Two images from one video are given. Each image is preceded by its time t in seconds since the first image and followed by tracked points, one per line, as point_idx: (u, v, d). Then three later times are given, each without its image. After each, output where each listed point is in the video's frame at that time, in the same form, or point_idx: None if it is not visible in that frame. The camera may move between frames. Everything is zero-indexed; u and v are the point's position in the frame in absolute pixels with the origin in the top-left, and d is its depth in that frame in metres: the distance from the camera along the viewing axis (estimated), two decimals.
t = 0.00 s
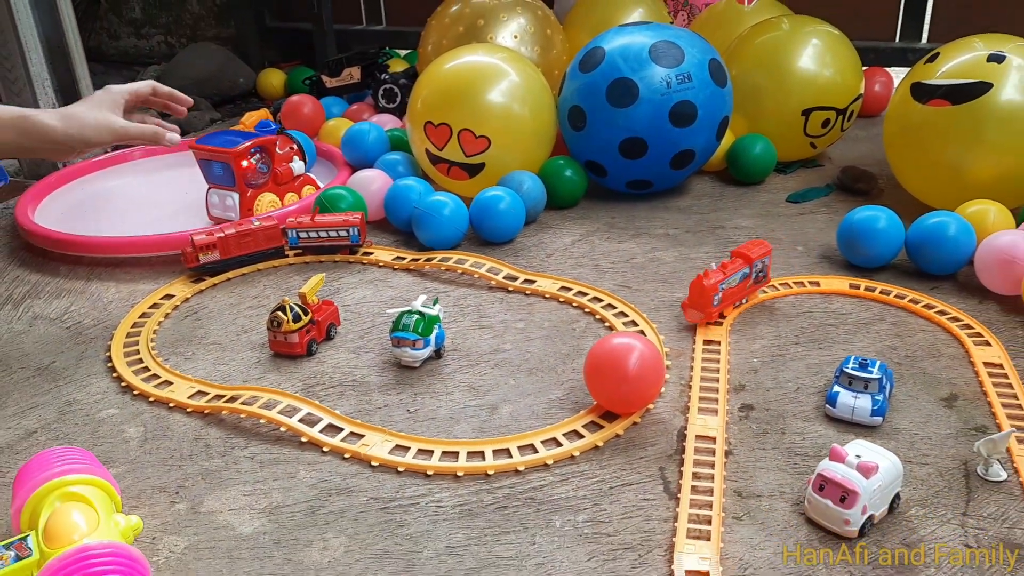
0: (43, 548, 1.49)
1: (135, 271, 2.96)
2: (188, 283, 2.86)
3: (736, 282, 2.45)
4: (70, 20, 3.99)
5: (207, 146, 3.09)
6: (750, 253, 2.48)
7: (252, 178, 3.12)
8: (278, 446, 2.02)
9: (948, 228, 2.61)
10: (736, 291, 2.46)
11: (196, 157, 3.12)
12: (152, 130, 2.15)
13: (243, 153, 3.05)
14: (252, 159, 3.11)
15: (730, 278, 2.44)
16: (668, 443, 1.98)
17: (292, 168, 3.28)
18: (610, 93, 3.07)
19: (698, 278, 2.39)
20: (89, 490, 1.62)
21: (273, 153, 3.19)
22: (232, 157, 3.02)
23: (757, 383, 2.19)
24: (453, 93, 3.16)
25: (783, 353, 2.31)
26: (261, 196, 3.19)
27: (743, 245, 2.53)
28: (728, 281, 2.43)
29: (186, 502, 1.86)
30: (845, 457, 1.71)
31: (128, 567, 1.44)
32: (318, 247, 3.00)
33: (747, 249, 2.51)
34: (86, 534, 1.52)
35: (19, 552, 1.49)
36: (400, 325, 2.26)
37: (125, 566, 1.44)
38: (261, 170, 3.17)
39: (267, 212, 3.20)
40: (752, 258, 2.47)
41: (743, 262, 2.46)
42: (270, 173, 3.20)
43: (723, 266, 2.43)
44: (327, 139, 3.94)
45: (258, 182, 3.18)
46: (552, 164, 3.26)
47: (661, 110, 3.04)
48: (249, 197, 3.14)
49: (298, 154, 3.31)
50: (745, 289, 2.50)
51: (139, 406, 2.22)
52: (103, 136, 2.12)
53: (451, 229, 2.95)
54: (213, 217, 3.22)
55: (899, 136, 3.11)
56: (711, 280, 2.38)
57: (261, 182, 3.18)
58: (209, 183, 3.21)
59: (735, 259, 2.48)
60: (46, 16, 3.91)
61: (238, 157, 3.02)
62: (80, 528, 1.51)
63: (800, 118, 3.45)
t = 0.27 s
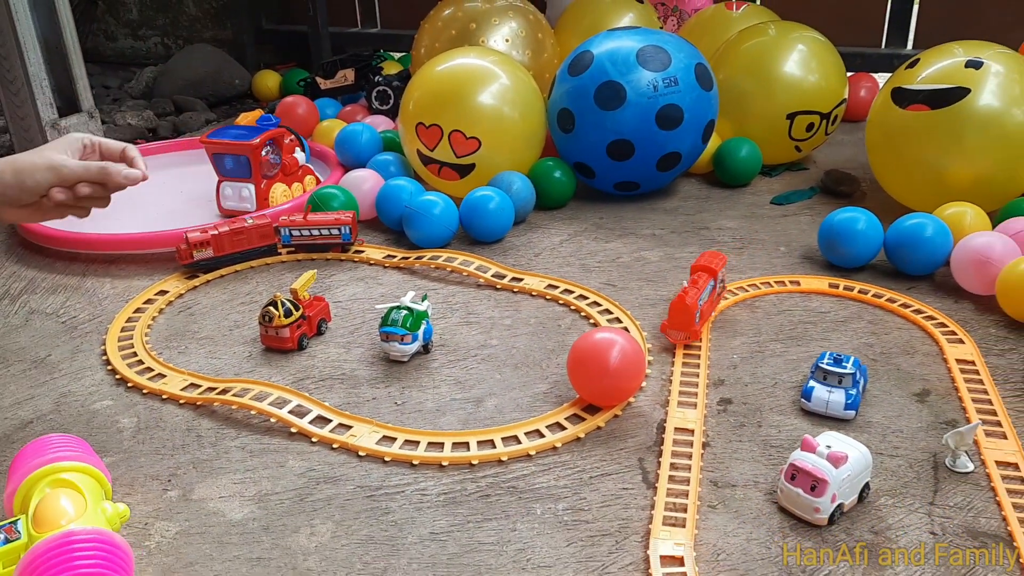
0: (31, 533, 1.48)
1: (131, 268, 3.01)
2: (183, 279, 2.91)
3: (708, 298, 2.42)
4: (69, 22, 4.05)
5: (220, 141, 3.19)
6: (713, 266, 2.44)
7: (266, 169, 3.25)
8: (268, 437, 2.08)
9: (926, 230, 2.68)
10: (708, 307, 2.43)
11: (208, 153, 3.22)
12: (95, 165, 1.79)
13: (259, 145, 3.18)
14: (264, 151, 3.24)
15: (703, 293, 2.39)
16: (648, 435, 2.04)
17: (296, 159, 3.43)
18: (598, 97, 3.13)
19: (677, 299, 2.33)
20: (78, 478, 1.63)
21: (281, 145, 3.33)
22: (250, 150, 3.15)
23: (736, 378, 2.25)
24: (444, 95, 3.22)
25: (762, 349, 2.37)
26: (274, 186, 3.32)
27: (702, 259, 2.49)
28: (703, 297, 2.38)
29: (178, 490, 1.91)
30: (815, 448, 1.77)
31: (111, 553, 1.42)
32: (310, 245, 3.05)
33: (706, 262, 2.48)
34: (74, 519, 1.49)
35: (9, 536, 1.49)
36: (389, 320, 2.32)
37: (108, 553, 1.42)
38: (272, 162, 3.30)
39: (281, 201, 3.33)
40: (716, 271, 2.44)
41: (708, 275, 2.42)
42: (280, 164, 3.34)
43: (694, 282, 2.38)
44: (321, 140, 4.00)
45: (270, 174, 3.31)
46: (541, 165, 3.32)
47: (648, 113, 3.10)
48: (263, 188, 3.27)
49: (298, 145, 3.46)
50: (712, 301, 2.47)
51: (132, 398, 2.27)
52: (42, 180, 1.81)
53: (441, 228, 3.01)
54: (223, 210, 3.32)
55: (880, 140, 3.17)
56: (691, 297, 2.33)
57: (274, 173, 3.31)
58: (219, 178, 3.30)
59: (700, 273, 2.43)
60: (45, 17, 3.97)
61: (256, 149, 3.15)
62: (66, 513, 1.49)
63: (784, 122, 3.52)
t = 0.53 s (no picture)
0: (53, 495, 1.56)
1: (116, 264, 3.05)
2: (167, 274, 2.95)
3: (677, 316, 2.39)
4: (57, 21, 4.09)
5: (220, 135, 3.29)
6: (676, 281, 2.41)
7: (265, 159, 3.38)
8: (246, 428, 2.12)
9: (895, 229, 2.74)
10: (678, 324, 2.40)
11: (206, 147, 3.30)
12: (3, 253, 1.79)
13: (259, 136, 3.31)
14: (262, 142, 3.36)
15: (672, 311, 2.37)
16: (617, 426, 2.09)
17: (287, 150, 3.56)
18: (578, 98, 3.18)
19: (652, 320, 2.29)
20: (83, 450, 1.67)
21: (274, 136, 3.46)
22: (253, 141, 3.27)
23: (705, 372, 2.31)
24: (427, 95, 3.27)
25: (732, 345, 2.43)
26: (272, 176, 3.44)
27: (662, 276, 2.46)
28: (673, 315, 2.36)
29: (156, 478, 1.96)
30: (775, 438, 1.83)
31: (144, 502, 1.49)
32: (293, 242, 3.10)
33: (666, 278, 2.45)
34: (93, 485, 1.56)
35: (30, 497, 1.57)
36: (367, 315, 2.36)
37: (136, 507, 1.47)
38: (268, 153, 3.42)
39: (280, 190, 3.45)
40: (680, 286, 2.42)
41: (674, 292, 2.39)
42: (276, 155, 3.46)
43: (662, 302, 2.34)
44: (306, 139, 4.05)
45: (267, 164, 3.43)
46: (523, 165, 3.37)
47: (626, 114, 3.15)
48: (263, 178, 3.39)
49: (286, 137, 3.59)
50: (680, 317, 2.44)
51: (114, 390, 2.31)
52: None
53: (422, 226, 3.05)
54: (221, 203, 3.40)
55: (853, 143, 3.24)
56: (664, 317, 2.30)
57: (271, 164, 3.44)
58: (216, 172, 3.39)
59: (666, 292, 2.40)
60: (33, 17, 4.01)
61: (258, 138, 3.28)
62: (86, 478, 1.56)
63: (762, 124, 3.58)
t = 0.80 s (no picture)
0: (75, 383, 1.49)
1: (92, 259, 3.08)
2: (143, 269, 2.99)
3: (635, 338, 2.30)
4: (36, 19, 4.12)
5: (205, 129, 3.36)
6: (637, 301, 2.31)
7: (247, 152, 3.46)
8: (217, 418, 2.16)
9: (856, 226, 2.81)
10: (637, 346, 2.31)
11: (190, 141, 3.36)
12: None
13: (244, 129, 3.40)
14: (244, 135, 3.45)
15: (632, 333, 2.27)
16: (580, 416, 2.15)
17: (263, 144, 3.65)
18: (550, 97, 3.23)
19: (611, 343, 2.18)
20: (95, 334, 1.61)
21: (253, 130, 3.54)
22: (239, 134, 3.36)
23: (668, 364, 2.37)
24: (402, 94, 3.32)
25: (695, 338, 2.49)
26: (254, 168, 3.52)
27: (622, 296, 2.35)
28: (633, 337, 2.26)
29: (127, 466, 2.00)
30: (729, 425, 1.89)
31: (172, 392, 1.52)
32: (268, 238, 3.13)
33: (626, 297, 2.35)
34: (114, 369, 1.53)
35: (49, 389, 1.48)
36: (337, 308, 2.41)
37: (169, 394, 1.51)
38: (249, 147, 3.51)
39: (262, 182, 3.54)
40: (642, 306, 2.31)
41: (635, 313, 2.29)
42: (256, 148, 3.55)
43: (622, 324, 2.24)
44: (285, 137, 4.09)
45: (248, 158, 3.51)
46: (497, 163, 3.42)
47: (598, 113, 3.21)
48: (247, 171, 3.47)
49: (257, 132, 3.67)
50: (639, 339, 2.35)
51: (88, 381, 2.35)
52: None
53: (396, 222, 3.10)
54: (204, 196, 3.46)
55: (820, 142, 3.31)
56: (624, 341, 2.20)
57: (253, 156, 3.52)
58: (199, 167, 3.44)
59: (626, 312, 2.29)
60: (13, 16, 4.06)
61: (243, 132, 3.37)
62: (105, 362, 1.52)
63: (732, 123, 3.65)
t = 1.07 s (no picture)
0: (76, 281, 1.73)
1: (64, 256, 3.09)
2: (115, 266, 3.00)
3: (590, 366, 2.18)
4: (10, 17, 4.11)
5: (186, 122, 3.49)
6: (593, 328, 2.19)
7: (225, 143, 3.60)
8: (186, 412, 2.19)
9: (818, 224, 2.89)
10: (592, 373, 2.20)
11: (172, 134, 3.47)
12: None
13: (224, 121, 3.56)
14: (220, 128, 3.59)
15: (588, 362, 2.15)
16: (544, 409, 2.19)
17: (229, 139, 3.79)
18: (521, 96, 3.28)
19: (563, 373, 2.08)
20: (88, 222, 1.87)
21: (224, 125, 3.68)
22: (222, 124, 3.51)
23: (632, 358, 2.42)
24: (374, 93, 3.35)
25: (659, 333, 2.54)
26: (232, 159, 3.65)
27: (579, 319, 2.23)
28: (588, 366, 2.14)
29: (95, 459, 2.02)
30: (686, 416, 1.95)
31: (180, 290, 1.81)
32: (241, 236, 3.16)
33: (583, 321, 2.22)
34: (111, 262, 1.76)
35: (52, 288, 1.72)
36: (307, 304, 2.45)
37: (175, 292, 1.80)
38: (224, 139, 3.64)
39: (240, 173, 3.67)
40: (599, 332, 2.20)
41: (591, 340, 2.17)
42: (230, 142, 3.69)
43: (575, 352, 2.13)
44: (259, 136, 4.11)
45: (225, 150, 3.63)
46: (469, 162, 3.46)
47: (568, 112, 3.26)
48: (228, 161, 3.60)
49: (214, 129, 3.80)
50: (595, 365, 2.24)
51: (58, 376, 2.36)
52: None
53: (368, 220, 3.13)
54: (187, 188, 3.56)
55: (784, 141, 3.38)
56: (577, 371, 2.08)
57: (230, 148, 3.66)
58: (179, 161, 3.53)
59: (581, 339, 2.18)
60: None
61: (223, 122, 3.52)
62: (104, 255, 1.75)
63: (701, 123, 3.71)
